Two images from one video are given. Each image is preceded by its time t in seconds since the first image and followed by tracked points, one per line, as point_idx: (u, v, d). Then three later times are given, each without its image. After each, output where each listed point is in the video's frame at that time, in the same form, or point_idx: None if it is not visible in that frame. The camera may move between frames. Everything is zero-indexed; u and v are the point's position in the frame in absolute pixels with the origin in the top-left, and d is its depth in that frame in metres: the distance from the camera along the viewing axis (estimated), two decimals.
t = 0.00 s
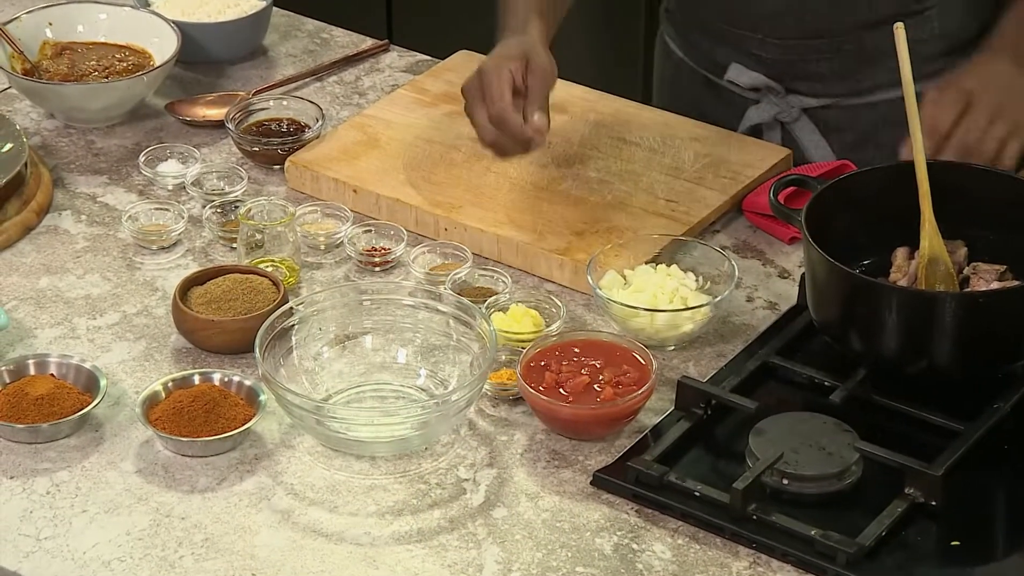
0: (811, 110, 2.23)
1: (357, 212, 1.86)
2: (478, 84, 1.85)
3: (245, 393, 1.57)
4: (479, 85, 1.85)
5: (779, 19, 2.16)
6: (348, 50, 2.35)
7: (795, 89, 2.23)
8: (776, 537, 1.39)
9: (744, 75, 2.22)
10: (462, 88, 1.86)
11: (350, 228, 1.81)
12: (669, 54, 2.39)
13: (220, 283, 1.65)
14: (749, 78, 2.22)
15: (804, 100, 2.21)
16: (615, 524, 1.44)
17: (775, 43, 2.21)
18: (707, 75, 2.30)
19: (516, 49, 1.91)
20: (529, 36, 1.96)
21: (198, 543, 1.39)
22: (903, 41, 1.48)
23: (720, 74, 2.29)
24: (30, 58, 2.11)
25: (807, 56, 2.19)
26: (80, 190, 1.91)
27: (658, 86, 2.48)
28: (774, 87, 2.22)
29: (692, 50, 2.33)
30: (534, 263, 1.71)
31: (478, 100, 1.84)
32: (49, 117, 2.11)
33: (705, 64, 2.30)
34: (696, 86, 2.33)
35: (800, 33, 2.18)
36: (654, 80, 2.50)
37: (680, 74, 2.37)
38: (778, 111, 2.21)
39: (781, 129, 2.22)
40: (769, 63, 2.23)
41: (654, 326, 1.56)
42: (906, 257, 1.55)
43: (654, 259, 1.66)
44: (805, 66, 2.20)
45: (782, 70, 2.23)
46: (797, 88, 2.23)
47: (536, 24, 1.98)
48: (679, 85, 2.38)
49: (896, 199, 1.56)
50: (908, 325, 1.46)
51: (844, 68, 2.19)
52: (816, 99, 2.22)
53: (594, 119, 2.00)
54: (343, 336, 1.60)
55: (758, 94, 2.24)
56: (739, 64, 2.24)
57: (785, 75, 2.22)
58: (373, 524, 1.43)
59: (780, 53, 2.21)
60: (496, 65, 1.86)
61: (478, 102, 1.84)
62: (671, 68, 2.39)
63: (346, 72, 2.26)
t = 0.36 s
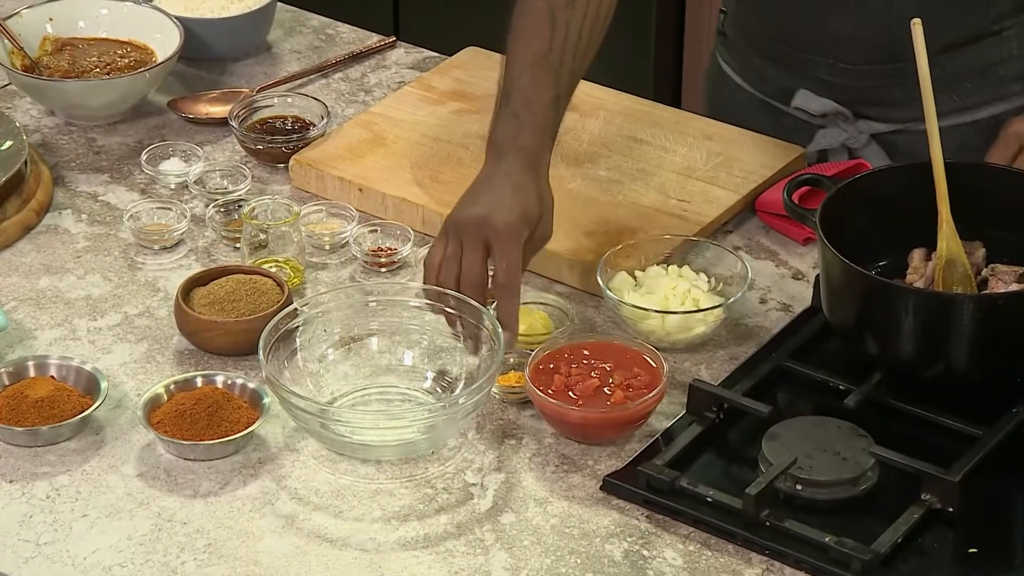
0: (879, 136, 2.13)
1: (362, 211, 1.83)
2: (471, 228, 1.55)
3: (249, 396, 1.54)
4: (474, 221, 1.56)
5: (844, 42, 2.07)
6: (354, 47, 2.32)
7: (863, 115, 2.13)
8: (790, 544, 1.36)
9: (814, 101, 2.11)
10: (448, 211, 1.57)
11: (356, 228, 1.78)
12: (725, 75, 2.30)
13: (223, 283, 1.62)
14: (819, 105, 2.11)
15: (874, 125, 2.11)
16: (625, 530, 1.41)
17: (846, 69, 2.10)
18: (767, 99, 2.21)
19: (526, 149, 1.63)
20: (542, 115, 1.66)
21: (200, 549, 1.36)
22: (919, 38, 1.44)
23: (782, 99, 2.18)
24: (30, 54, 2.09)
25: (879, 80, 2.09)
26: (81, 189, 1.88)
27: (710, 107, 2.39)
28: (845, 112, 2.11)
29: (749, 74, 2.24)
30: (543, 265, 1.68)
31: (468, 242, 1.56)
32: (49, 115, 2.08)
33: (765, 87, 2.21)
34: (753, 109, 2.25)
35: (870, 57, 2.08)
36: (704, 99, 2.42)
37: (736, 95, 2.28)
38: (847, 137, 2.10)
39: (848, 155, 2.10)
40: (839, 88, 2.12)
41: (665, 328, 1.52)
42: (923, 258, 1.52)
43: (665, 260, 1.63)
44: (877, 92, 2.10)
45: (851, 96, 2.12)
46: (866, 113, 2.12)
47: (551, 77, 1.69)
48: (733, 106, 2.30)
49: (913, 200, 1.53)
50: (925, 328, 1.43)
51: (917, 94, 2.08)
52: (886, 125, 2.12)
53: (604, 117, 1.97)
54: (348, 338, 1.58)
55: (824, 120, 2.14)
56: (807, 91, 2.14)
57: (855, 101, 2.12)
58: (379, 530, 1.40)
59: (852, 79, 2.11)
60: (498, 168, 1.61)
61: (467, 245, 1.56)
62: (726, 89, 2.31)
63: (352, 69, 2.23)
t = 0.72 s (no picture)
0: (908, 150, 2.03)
1: (366, 215, 1.80)
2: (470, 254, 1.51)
3: (249, 404, 1.51)
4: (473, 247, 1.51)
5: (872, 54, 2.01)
6: (357, 47, 2.29)
7: (892, 128, 2.06)
8: (802, 556, 1.32)
9: (841, 115, 2.01)
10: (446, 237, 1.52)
11: (359, 232, 1.75)
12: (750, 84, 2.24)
13: (224, 288, 1.59)
14: (847, 118, 2.01)
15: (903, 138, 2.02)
16: (634, 541, 1.38)
17: (875, 82, 2.04)
18: (791, 109, 2.15)
19: (528, 176, 1.58)
20: (545, 140, 1.61)
21: (200, 560, 1.33)
22: (935, 39, 1.40)
23: (809, 110, 2.12)
24: (28, 54, 2.06)
25: (910, 94, 2.03)
26: (78, 192, 1.85)
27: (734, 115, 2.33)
28: (874, 125, 2.00)
29: (775, 83, 2.17)
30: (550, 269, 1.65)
31: (468, 270, 1.51)
32: (47, 116, 2.05)
33: (791, 97, 2.14)
34: (774, 117, 2.19)
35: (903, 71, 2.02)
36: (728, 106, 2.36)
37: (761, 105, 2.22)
38: (875, 150, 1.95)
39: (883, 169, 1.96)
40: (867, 101, 2.06)
41: (675, 335, 1.50)
42: (939, 264, 1.48)
43: (675, 265, 1.60)
44: (907, 104, 2.04)
45: (880, 109, 2.06)
46: (895, 127, 2.06)
47: (557, 100, 1.63)
48: (756, 115, 2.24)
49: (929, 203, 1.50)
50: (941, 334, 1.39)
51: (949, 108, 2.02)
52: (914, 138, 2.03)
53: (612, 118, 1.93)
54: (351, 344, 1.54)
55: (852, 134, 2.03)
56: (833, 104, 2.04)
57: (884, 114, 2.05)
58: (382, 540, 1.37)
59: (882, 92, 2.04)
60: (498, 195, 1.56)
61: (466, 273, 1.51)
62: (751, 97, 2.24)
63: (355, 69, 2.20)
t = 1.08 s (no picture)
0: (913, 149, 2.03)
1: (369, 220, 1.77)
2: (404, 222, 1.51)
3: (250, 413, 1.48)
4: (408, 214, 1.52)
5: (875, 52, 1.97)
6: (360, 49, 2.26)
7: (897, 127, 2.03)
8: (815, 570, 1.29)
9: (843, 112, 2.02)
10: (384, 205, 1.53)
11: (362, 238, 1.72)
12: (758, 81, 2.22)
13: (224, 295, 1.56)
14: (849, 117, 2.02)
15: (906, 138, 2.01)
16: (643, 554, 1.34)
17: (878, 79, 2.01)
18: (796, 106, 2.12)
19: (469, 146, 1.59)
20: (491, 112, 1.63)
21: (199, 572, 1.30)
22: (950, 41, 1.36)
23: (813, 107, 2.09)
24: (25, 56, 2.03)
25: (913, 92, 1.99)
26: (76, 196, 1.82)
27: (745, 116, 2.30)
28: (876, 123, 2.01)
29: (780, 79, 2.14)
30: (557, 276, 1.62)
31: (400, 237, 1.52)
32: (44, 119, 2.02)
33: (795, 94, 2.12)
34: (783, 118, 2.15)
35: (905, 68, 1.98)
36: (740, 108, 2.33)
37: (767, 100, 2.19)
38: (878, 149, 2.01)
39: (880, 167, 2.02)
40: (871, 99, 2.02)
41: (685, 343, 1.46)
42: (954, 271, 1.45)
43: (685, 272, 1.57)
44: (911, 103, 2.00)
45: (884, 107, 2.03)
46: (899, 125, 2.03)
47: (511, 75, 1.65)
48: (765, 115, 2.21)
49: (945, 210, 1.47)
50: (956, 343, 1.36)
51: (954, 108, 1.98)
52: (920, 137, 2.02)
53: (620, 122, 1.90)
54: (354, 352, 1.52)
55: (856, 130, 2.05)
56: (836, 100, 2.05)
57: (887, 113, 2.02)
58: (385, 552, 1.34)
59: (885, 90, 2.01)
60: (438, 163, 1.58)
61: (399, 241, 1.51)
62: (759, 96, 2.21)
63: (359, 72, 2.17)
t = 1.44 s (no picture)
0: (900, 142, 1.98)
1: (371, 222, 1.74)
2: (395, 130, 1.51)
3: (250, 419, 1.45)
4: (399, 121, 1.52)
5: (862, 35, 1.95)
6: (363, 47, 2.23)
7: (883, 117, 1.99)
8: None
9: (827, 98, 1.99)
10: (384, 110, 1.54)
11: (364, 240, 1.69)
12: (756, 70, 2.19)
13: (223, 299, 1.53)
14: (832, 102, 1.98)
15: (891, 128, 1.96)
16: (651, 564, 1.32)
17: (863, 64, 1.97)
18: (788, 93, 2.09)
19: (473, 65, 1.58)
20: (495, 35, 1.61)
21: None
22: (966, 40, 1.33)
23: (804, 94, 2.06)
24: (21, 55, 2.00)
25: (897, 79, 1.95)
26: (73, 198, 1.79)
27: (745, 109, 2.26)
28: (859, 111, 1.97)
29: (775, 66, 2.12)
30: (563, 279, 1.59)
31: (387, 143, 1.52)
32: (41, 119, 1.99)
33: (788, 81, 2.09)
34: (782, 110, 2.12)
35: (889, 52, 1.95)
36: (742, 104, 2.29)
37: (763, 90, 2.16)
38: (863, 138, 1.96)
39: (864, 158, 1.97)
40: (857, 85, 1.99)
41: (694, 348, 1.43)
42: (969, 275, 1.42)
43: (693, 275, 1.54)
44: (895, 91, 1.96)
45: (870, 96, 1.99)
46: (885, 115, 1.98)
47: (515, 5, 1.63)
48: (763, 107, 2.17)
49: (961, 213, 1.44)
50: (971, 350, 1.33)
51: (938, 98, 1.93)
52: (906, 129, 1.97)
53: (628, 123, 1.87)
54: (356, 358, 1.49)
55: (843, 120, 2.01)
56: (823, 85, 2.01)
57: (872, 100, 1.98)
58: (388, 562, 1.31)
59: (869, 75, 1.97)
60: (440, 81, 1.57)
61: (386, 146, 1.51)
62: (757, 88, 2.18)
63: (361, 71, 2.14)
